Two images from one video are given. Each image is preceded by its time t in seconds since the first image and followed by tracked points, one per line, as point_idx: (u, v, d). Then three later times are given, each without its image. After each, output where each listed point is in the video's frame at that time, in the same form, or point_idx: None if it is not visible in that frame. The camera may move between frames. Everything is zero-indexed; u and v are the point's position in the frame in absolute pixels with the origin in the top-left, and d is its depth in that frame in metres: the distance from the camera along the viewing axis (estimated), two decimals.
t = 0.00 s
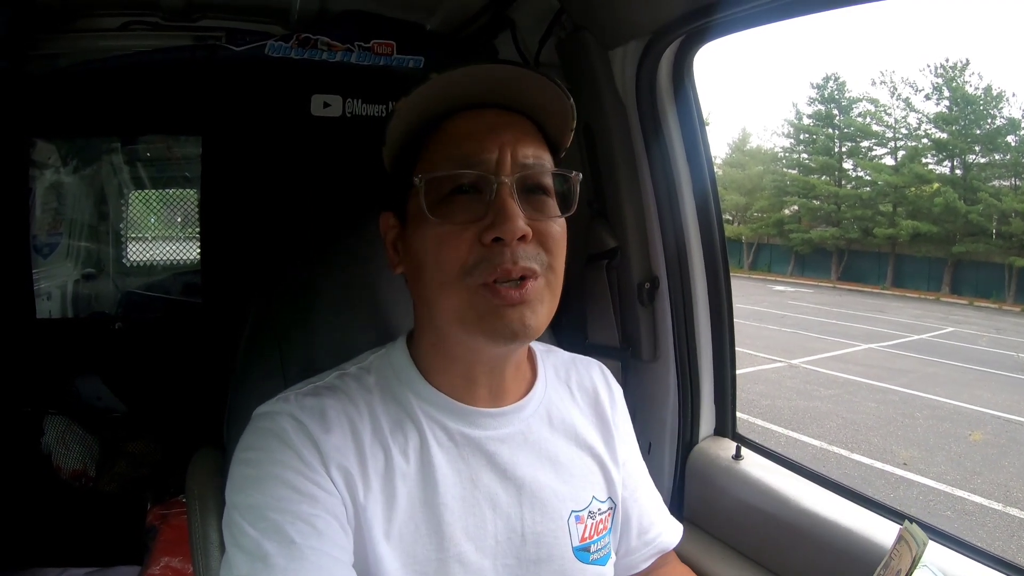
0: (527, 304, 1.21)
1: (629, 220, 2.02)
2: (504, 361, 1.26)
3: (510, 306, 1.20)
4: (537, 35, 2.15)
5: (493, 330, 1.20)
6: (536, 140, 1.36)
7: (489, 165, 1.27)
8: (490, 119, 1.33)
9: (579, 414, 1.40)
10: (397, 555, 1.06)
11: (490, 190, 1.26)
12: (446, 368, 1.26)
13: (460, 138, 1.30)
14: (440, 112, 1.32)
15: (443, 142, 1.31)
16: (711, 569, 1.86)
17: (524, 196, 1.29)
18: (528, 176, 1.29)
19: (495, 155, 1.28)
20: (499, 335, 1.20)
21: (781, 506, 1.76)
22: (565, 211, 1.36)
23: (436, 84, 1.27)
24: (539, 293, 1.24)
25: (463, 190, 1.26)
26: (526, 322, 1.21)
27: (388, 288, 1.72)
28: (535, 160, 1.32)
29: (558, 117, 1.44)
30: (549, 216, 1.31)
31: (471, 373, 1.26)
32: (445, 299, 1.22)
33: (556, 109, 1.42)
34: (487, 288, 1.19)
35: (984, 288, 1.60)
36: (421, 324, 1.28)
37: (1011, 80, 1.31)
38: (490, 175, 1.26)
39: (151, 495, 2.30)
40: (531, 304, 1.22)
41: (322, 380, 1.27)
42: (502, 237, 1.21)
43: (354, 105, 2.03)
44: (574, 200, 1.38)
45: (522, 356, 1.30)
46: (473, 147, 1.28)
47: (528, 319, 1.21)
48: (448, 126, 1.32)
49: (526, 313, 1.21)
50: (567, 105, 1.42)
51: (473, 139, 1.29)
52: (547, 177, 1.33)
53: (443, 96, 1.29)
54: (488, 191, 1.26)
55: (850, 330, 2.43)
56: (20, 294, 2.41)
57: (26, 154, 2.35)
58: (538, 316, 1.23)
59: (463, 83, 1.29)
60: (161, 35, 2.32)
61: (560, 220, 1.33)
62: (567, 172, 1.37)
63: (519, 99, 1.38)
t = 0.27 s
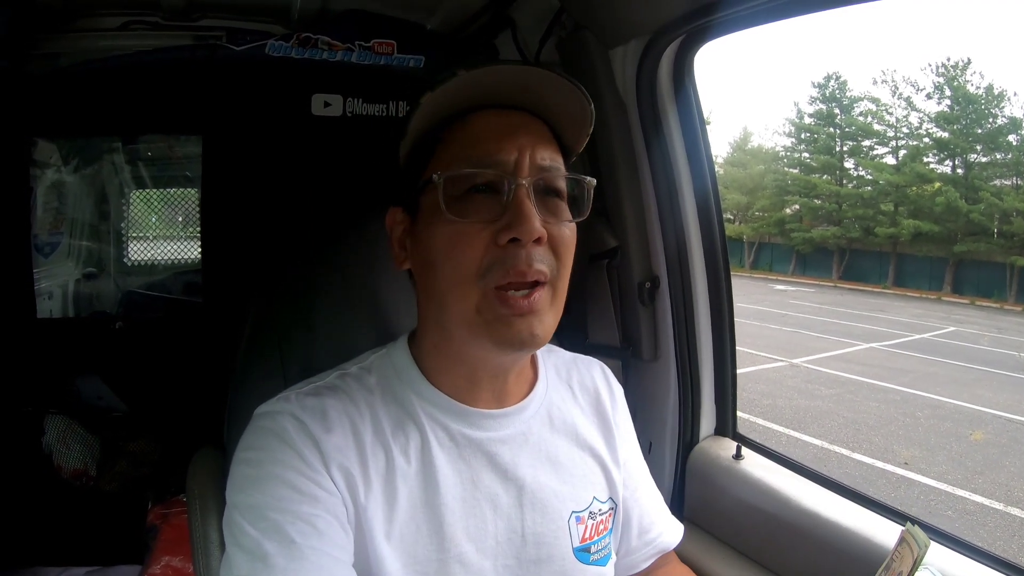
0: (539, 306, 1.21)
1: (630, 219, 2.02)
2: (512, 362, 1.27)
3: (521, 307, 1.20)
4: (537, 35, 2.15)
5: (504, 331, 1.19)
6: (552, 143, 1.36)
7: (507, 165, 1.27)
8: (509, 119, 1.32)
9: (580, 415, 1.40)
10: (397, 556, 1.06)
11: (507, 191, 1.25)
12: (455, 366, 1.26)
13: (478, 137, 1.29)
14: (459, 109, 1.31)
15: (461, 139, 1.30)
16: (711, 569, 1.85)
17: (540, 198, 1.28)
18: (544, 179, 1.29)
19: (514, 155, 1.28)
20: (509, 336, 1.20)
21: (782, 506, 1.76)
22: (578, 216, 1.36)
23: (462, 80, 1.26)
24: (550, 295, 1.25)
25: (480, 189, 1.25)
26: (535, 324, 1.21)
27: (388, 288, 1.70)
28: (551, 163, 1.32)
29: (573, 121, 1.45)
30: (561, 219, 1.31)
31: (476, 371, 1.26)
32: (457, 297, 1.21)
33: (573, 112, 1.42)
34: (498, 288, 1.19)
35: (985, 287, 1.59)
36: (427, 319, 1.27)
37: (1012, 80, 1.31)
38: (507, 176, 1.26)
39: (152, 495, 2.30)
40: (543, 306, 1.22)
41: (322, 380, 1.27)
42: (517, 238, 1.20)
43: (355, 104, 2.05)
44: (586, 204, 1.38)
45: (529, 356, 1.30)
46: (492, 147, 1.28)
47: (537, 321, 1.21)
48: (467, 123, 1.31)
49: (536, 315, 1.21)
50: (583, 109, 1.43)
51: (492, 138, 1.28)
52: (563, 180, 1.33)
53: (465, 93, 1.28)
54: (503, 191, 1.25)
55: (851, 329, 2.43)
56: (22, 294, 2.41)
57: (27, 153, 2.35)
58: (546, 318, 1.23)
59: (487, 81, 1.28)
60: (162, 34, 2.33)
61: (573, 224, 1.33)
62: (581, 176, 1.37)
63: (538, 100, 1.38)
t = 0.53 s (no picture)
0: (554, 303, 1.22)
1: (630, 218, 2.01)
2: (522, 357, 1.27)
3: (538, 303, 1.20)
4: (538, 35, 2.15)
5: (520, 326, 1.19)
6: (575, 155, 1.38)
7: (536, 166, 1.28)
8: (541, 125, 1.34)
9: (582, 414, 1.40)
10: (398, 554, 1.06)
11: (533, 190, 1.26)
12: (467, 357, 1.25)
13: (512, 136, 1.29)
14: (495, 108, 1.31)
15: (493, 136, 1.30)
16: (711, 569, 1.85)
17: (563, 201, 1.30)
18: (567, 184, 1.31)
19: (544, 159, 1.29)
20: (524, 331, 1.20)
21: (783, 506, 1.76)
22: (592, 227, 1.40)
23: (513, 79, 1.26)
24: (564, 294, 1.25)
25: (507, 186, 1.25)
26: (550, 321, 1.21)
27: (388, 287, 1.70)
28: (576, 171, 1.33)
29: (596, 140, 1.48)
30: (577, 223, 1.32)
31: (487, 365, 1.26)
32: (474, 289, 1.21)
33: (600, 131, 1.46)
34: (518, 283, 1.20)
35: (988, 287, 1.56)
36: (439, 308, 1.27)
37: (1014, 80, 1.32)
38: (535, 176, 1.27)
39: (153, 494, 2.31)
40: (557, 303, 1.23)
41: (322, 379, 1.27)
42: (540, 236, 1.21)
43: (355, 103, 2.06)
44: (598, 215, 1.41)
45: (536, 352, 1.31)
46: (523, 147, 1.28)
47: (552, 318, 1.21)
48: (501, 122, 1.31)
49: (551, 312, 1.21)
50: (606, 128, 1.46)
51: (526, 139, 1.29)
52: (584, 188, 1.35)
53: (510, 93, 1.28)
54: (530, 189, 1.26)
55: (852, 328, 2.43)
56: (23, 293, 2.41)
57: (29, 153, 2.35)
58: (559, 316, 1.23)
59: (534, 86, 1.29)
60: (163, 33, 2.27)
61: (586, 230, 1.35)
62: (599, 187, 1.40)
63: (570, 113, 1.40)
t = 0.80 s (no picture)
0: (523, 293, 1.21)
1: (630, 218, 2.03)
2: (505, 352, 1.25)
3: (506, 299, 1.19)
4: (537, 35, 2.15)
5: (484, 322, 1.20)
6: (520, 134, 1.36)
7: (472, 161, 1.28)
8: (472, 117, 1.34)
9: (590, 413, 1.40)
10: (409, 550, 1.06)
11: (477, 187, 1.26)
12: (448, 364, 1.26)
13: (442, 140, 1.32)
14: (419, 119, 1.35)
15: (429, 145, 1.33)
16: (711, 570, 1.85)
17: (512, 189, 1.28)
18: (514, 169, 1.29)
19: (478, 151, 1.29)
20: (498, 329, 1.20)
21: (784, 505, 1.75)
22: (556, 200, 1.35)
23: (412, 90, 1.30)
24: (537, 281, 1.24)
25: (451, 189, 1.26)
26: (524, 314, 1.21)
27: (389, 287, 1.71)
28: (520, 153, 1.32)
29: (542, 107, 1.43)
30: (540, 206, 1.30)
31: (477, 368, 1.25)
32: (441, 296, 1.22)
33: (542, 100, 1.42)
34: (482, 282, 1.19)
35: (986, 285, 1.60)
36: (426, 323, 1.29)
37: (1012, 78, 1.31)
38: (474, 172, 1.27)
39: (154, 496, 2.31)
40: (529, 292, 1.21)
41: (334, 375, 1.27)
42: (490, 232, 1.20)
43: (354, 104, 2.06)
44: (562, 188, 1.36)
45: (529, 346, 1.29)
46: (456, 147, 1.30)
47: (525, 311, 1.21)
48: (433, 130, 1.34)
49: (524, 305, 1.20)
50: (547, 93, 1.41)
51: (456, 137, 1.31)
52: (534, 168, 1.33)
53: (417, 103, 1.32)
54: (476, 187, 1.26)
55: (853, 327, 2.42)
56: (22, 295, 2.41)
57: (28, 155, 2.35)
58: (535, 308, 1.22)
59: (439, 86, 1.32)
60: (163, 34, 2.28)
61: (552, 209, 1.32)
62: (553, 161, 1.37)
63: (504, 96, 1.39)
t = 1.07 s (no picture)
0: (517, 303, 1.20)
1: (632, 218, 2.03)
2: (497, 362, 1.25)
3: (499, 310, 1.19)
4: (539, 35, 2.15)
5: (478, 331, 1.19)
6: (520, 138, 1.35)
7: (470, 166, 1.27)
8: (470, 120, 1.33)
9: (582, 415, 1.40)
10: (398, 555, 1.06)
11: (474, 192, 1.25)
12: (439, 369, 1.26)
13: (437, 142, 1.30)
14: (415, 120, 1.34)
15: (424, 148, 1.32)
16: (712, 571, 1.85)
17: (509, 196, 1.28)
18: (512, 176, 1.29)
19: (477, 155, 1.28)
20: (490, 340, 1.20)
21: (785, 506, 1.76)
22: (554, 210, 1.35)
23: (410, 91, 1.29)
24: (531, 292, 1.23)
25: (446, 195, 1.25)
26: (518, 324, 1.20)
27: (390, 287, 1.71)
28: (518, 158, 1.31)
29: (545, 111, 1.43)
30: (536, 215, 1.30)
31: (467, 375, 1.26)
32: (434, 302, 1.22)
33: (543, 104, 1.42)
34: (476, 293, 1.18)
35: (988, 286, 1.59)
36: (415, 328, 1.29)
37: (1013, 79, 1.31)
38: (472, 178, 1.26)
39: (154, 496, 2.31)
40: (522, 303, 1.21)
41: (323, 381, 1.27)
42: (486, 243, 1.20)
43: (356, 106, 2.07)
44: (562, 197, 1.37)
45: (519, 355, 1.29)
46: (454, 148, 1.28)
47: (520, 321, 1.20)
48: (428, 132, 1.33)
49: (517, 316, 1.20)
50: (546, 98, 1.41)
51: (452, 140, 1.29)
52: (533, 175, 1.32)
53: (416, 103, 1.31)
54: (472, 191, 1.25)
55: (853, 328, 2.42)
56: (23, 295, 2.40)
57: (29, 155, 2.35)
58: (529, 319, 1.22)
59: (438, 87, 1.31)
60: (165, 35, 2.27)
61: (548, 218, 1.32)
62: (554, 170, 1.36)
63: (505, 99, 1.38)
